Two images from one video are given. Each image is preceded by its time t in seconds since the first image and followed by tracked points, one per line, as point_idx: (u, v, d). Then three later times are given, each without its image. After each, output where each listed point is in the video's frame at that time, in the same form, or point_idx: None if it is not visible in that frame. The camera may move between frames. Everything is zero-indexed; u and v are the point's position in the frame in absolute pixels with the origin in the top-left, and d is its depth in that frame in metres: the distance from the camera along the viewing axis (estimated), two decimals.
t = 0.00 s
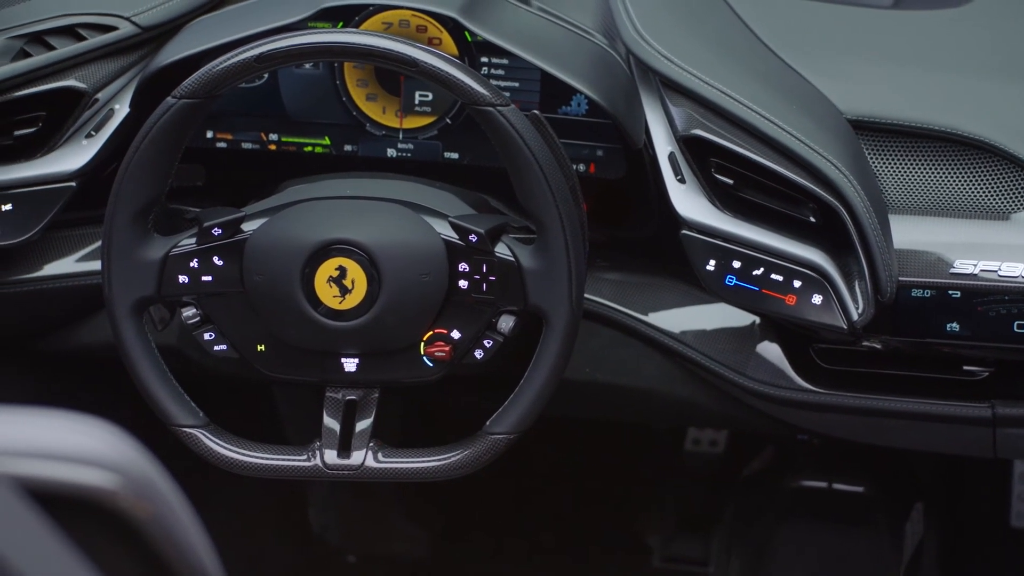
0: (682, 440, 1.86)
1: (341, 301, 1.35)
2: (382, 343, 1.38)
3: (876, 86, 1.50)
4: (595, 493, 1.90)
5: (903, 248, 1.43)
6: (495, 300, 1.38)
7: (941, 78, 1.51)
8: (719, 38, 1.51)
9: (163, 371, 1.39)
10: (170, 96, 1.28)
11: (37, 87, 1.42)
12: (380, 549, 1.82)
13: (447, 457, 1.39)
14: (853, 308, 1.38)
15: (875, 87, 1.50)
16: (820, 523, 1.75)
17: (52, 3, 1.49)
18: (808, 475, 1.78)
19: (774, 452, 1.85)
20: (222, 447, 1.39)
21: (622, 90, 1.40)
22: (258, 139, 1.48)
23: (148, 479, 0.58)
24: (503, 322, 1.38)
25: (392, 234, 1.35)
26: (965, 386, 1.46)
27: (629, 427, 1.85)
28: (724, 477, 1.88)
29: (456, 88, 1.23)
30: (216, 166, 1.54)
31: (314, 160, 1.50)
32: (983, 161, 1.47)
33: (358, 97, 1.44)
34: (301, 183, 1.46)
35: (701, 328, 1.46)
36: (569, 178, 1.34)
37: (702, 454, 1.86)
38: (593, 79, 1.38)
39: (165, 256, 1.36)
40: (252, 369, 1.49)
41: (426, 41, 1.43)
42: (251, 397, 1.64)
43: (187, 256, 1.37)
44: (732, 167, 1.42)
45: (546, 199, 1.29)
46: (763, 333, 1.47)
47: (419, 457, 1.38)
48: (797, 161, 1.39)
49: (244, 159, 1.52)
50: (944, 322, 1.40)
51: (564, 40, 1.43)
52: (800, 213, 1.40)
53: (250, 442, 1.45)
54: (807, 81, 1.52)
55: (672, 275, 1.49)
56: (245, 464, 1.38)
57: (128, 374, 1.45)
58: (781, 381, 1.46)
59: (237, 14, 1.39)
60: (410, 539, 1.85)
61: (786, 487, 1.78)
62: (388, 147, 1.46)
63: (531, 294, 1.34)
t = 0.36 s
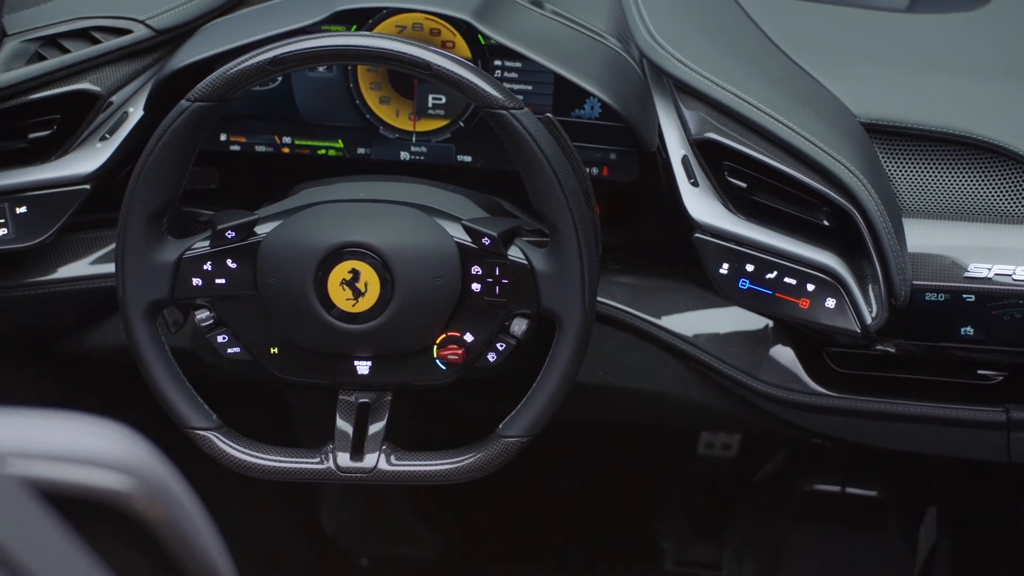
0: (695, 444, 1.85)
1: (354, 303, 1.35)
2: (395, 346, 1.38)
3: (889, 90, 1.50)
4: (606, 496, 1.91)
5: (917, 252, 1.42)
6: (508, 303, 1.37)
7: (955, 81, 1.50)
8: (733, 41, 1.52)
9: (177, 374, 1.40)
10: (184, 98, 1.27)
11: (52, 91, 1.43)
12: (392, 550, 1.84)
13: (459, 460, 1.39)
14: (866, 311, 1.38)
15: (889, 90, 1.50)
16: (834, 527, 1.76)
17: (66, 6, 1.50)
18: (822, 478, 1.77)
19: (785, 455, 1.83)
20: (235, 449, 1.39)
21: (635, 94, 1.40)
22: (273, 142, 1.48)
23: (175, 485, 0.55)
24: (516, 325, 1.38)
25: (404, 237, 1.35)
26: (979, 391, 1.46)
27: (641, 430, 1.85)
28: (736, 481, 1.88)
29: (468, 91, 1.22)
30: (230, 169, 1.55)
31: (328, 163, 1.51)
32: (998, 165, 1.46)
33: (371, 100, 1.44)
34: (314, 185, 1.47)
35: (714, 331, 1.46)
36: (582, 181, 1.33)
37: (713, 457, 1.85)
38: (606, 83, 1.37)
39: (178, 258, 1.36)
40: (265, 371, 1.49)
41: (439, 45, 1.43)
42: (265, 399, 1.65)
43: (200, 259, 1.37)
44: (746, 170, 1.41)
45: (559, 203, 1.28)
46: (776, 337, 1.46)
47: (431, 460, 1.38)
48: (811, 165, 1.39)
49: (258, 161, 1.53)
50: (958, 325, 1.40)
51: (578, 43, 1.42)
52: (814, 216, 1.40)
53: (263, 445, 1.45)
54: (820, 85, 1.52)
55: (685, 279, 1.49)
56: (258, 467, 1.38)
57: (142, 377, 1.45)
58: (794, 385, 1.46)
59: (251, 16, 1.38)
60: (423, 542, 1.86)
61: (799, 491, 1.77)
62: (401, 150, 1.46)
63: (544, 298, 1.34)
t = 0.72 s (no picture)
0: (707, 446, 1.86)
1: (367, 307, 1.34)
2: (407, 349, 1.38)
3: (902, 93, 1.50)
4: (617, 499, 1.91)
5: (930, 255, 1.43)
6: (520, 306, 1.37)
7: (967, 85, 1.51)
8: (746, 44, 1.52)
9: (190, 376, 1.39)
10: (198, 101, 1.27)
11: (67, 94, 1.44)
12: (403, 553, 1.83)
13: (472, 463, 1.38)
14: (880, 316, 1.37)
15: (902, 94, 1.50)
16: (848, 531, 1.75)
17: (82, 11, 1.51)
18: (834, 482, 1.77)
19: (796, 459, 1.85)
20: (248, 452, 1.39)
21: (648, 97, 1.40)
22: (285, 145, 1.48)
23: (175, 484, 0.55)
24: (529, 329, 1.38)
25: (417, 240, 1.34)
26: (993, 395, 1.45)
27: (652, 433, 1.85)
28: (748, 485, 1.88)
29: (482, 95, 1.22)
30: (243, 172, 1.55)
31: (340, 167, 1.51)
32: (1011, 169, 1.47)
33: (384, 103, 1.44)
34: (327, 188, 1.46)
35: (727, 335, 1.45)
36: (595, 184, 1.32)
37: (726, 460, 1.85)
38: (619, 86, 1.38)
39: (192, 261, 1.36)
40: (278, 374, 1.50)
41: (452, 48, 1.43)
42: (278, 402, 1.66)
43: (213, 262, 1.37)
44: (759, 174, 1.41)
45: (573, 206, 1.28)
46: (790, 340, 1.46)
47: (444, 463, 1.37)
48: (825, 169, 1.39)
49: (271, 164, 1.53)
50: (972, 330, 1.39)
51: (591, 46, 1.43)
52: (828, 220, 1.40)
53: (276, 448, 1.45)
54: (833, 88, 1.52)
55: (697, 282, 1.49)
56: (271, 470, 1.38)
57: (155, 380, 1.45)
58: (807, 389, 1.45)
59: (265, 20, 1.39)
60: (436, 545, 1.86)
61: (811, 494, 1.76)
62: (414, 154, 1.46)
63: (557, 301, 1.33)
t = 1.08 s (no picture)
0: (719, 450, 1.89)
1: (380, 309, 1.34)
2: (418, 352, 1.38)
3: (915, 96, 1.50)
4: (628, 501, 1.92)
5: (944, 259, 1.42)
6: (533, 309, 1.37)
7: (979, 89, 1.51)
8: (759, 47, 1.52)
9: (203, 378, 1.40)
10: (211, 104, 1.27)
11: (81, 96, 1.45)
12: (415, 556, 1.83)
13: (485, 466, 1.39)
14: (893, 319, 1.36)
15: (914, 98, 1.50)
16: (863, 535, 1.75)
17: (96, 14, 1.52)
18: (847, 487, 1.79)
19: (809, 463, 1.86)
20: (261, 455, 1.39)
21: (661, 100, 1.40)
22: (298, 148, 1.48)
23: (186, 488, 0.54)
24: (541, 331, 1.37)
25: (430, 243, 1.34)
26: (1007, 398, 1.45)
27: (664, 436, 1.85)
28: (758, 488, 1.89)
29: (495, 98, 1.22)
30: (257, 174, 1.56)
31: (354, 169, 1.51)
32: None
33: (397, 106, 1.44)
34: (340, 191, 1.47)
35: (740, 338, 1.46)
36: (608, 187, 1.32)
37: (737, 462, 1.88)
38: (632, 88, 1.37)
39: (205, 264, 1.36)
40: (290, 376, 1.49)
41: (465, 51, 1.43)
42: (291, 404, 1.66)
43: (227, 264, 1.37)
44: (772, 177, 1.41)
45: (586, 209, 1.28)
46: (803, 343, 1.46)
47: (457, 466, 1.38)
48: (838, 172, 1.38)
49: (284, 166, 1.54)
50: (986, 333, 1.39)
51: (604, 48, 1.43)
52: (841, 223, 1.39)
53: (288, 450, 1.45)
54: (846, 90, 1.52)
55: (711, 286, 1.49)
56: (284, 472, 1.38)
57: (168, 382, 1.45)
58: (820, 393, 1.45)
59: (279, 24, 1.39)
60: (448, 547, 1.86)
61: (824, 498, 1.78)
62: (427, 156, 1.46)
63: (569, 304, 1.33)
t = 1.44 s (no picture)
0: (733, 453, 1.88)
1: (392, 311, 1.34)
2: (430, 353, 1.38)
3: (929, 99, 1.50)
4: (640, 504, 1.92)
5: (958, 262, 1.42)
6: (545, 312, 1.36)
7: (994, 92, 1.51)
8: (773, 50, 1.52)
9: (216, 380, 1.40)
10: (225, 106, 1.27)
11: (95, 99, 1.45)
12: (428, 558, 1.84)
13: (498, 468, 1.38)
14: (907, 322, 1.36)
15: (929, 101, 1.50)
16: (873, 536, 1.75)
17: (111, 16, 1.52)
18: (862, 490, 1.78)
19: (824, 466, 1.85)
20: (273, 457, 1.39)
21: (675, 103, 1.39)
22: (312, 150, 1.48)
23: (203, 490, 0.53)
24: (554, 334, 1.37)
25: (442, 245, 1.34)
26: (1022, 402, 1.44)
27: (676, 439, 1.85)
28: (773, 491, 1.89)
29: (508, 100, 1.21)
30: (271, 176, 1.56)
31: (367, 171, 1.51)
32: None
33: (411, 108, 1.44)
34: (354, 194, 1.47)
35: (753, 341, 1.45)
36: (621, 190, 1.31)
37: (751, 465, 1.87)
38: (646, 91, 1.37)
39: (219, 265, 1.36)
40: (303, 378, 1.49)
41: (479, 54, 1.43)
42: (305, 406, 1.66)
43: (240, 267, 1.37)
44: (786, 180, 1.40)
45: (599, 211, 1.27)
46: (816, 346, 1.46)
47: (469, 468, 1.37)
48: (852, 175, 1.38)
49: (298, 169, 1.54)
50: (1000, 336, 1.38)
51: (617, 51, 1.42)
52: (854, 226, 1.39)
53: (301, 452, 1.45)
54: (860, 93, 1.52)
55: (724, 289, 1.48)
56: (297, 474, 1.38)
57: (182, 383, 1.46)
58: (833, 395, 1.45)
59: (294, 28, 1.40)
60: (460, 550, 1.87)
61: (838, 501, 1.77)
62: (440, 158, 1.46)
63: (582, 306, 1.32)
